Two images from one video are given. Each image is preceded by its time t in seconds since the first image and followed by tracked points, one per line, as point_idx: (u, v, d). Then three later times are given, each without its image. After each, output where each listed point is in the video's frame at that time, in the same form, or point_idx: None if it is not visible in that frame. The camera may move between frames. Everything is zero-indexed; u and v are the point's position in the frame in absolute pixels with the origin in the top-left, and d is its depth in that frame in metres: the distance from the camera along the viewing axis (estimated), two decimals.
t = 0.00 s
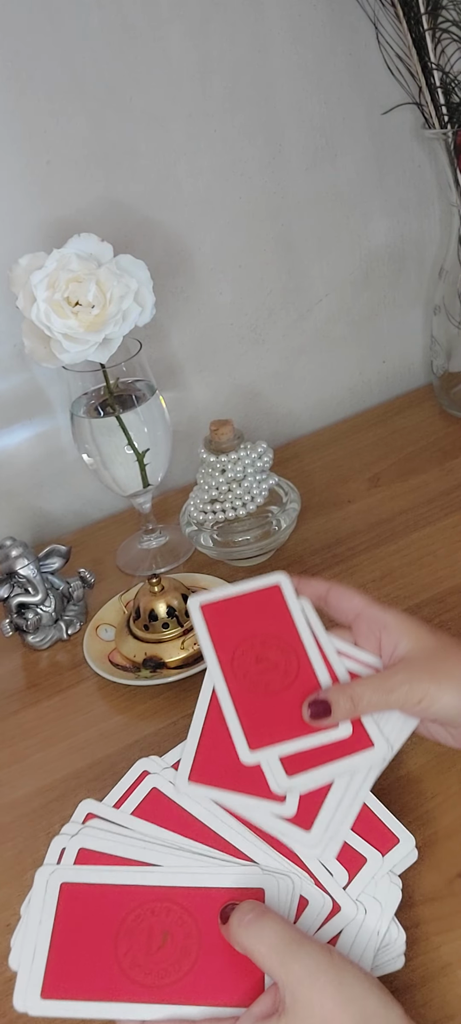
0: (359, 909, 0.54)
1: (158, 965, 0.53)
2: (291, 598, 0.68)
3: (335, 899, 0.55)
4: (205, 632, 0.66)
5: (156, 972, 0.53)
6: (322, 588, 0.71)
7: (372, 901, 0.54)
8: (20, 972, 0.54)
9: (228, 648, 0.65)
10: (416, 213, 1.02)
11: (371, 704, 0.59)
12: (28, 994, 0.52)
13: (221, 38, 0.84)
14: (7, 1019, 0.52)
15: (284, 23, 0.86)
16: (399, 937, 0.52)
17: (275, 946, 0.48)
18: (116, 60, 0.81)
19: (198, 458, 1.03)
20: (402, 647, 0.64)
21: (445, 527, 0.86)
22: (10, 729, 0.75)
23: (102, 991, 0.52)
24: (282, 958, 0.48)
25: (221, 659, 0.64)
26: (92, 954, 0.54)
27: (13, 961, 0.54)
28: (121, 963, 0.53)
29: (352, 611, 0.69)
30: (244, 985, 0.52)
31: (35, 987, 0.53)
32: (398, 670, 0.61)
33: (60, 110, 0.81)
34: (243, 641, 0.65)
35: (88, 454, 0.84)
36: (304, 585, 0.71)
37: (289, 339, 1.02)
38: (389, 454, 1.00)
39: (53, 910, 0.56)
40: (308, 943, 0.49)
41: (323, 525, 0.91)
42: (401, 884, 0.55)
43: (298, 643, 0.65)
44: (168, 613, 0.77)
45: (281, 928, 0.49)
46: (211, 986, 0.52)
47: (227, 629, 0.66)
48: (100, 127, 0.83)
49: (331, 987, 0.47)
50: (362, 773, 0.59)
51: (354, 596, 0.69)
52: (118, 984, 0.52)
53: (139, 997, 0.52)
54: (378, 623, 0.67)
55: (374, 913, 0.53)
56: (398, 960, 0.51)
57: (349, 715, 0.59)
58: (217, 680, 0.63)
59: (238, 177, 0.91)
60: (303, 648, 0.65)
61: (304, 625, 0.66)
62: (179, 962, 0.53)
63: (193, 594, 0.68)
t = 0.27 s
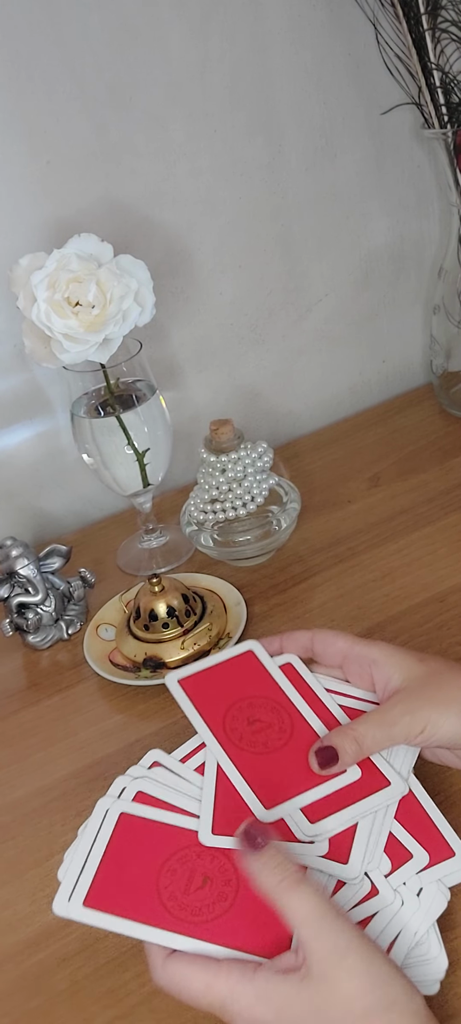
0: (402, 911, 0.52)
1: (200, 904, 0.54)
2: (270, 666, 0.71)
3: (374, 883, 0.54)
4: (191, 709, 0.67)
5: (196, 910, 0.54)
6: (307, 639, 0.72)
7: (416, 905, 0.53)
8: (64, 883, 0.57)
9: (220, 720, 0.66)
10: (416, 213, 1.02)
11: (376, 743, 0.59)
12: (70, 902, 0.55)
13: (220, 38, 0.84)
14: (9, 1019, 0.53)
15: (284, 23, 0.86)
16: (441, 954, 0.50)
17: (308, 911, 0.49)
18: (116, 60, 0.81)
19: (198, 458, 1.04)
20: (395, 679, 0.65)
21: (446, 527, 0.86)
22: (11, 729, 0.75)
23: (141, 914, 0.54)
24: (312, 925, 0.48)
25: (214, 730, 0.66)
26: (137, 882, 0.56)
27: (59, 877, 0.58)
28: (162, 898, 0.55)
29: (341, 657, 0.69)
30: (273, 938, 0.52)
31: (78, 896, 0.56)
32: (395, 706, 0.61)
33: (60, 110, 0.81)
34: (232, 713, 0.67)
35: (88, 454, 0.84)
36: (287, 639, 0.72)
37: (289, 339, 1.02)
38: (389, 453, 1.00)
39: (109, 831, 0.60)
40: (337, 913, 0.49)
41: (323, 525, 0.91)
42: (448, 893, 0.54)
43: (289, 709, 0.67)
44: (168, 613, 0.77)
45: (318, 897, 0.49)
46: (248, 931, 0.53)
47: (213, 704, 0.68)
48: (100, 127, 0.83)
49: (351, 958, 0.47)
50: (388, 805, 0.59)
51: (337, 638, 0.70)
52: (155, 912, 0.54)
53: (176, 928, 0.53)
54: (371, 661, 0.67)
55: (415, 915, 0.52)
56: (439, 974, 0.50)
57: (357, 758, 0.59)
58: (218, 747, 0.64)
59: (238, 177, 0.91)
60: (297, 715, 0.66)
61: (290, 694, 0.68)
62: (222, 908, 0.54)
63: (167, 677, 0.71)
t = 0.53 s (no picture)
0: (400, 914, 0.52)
1: (200, 899, 0.55)
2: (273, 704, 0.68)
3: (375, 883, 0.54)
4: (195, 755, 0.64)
5: (195, 905, 0.54)
6: (296, 673, 0.70)
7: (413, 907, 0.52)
8: (68, 869, 0.58)
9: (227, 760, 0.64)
10: (417, 213, 1.02)
11: (394, 756, 0.59)
12: (74, 886, 0.57)
13: (220, 38, 0.84)
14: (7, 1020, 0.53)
15: (284, 23, 0.86)
16: (436, 960, 0.50)
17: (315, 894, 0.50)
18: (116, 61, 0.81)
19: (198, 459, 1.03)
20: (396, 691, 0.65)
21: (445, 527, 0.86)
22: (10, 729, 0.75)
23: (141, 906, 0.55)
24: (317, 906, 0.49)
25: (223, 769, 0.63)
26: (143, 870, 0.57)
27: (62, 866, 0.59)
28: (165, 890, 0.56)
29: (337, 680, 0.68)
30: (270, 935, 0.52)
31: (81, 881, 0.57)
32: (402, 714, 0.61)
33: (60, 110, 0.81)
34: (240, 750, 0.65)
35: (88, 454, 0.84)
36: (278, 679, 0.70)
37: (290, 339, 1.02)
38: (390, 454, 1.00)
39: (118, 821, 0.61)
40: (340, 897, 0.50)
41: (323, 525, 0.91)
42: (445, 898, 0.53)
43: (299, 742, 0.65)
44: (167, 613, 0.77)
45: (327, 883, 0.51)
46: (246, 929, 0.53)
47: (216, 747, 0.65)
48: (99, 127, 0.83)
49: (345, 942, 0.48)
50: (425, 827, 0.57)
51: (330, 664, 0.68)
52: (156, 904, 0.55)
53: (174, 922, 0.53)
54: (370, 674, 0.67)
55: (409, 916, 0.52)
56: (433, 980, 0.49)
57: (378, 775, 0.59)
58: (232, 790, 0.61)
59: (238, 177, 0.91)
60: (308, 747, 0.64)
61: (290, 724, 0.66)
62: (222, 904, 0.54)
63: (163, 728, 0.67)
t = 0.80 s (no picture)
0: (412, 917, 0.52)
1: (214, 876, 0.55)
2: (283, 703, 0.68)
3: (390, 883, 0.54)
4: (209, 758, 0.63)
5: (209, 882, 0.55)
6: (302, 669, 0.69)
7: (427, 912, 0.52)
8: (84, 845, 0.59)
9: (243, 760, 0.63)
10: (416, 213, 1.02)
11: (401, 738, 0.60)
12: (91, 859, 0.58)
13: (220, 38, 0.84)
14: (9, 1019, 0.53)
15: (284, 23, 0.86)
16: (445, 969, 0.50)
17: (334, 880, 0.51)
18: (116, 61, 0.81)
19: (198, 458, 1.03)
20: (399, 672, 0.65)
21: (445, 526, 0.86)
22: (11, 729, 0.75)
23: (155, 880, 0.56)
24: (331, 892, 0.50)
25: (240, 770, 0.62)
26: (158, 847, 0.58)
27: (78, 842, 0.59)
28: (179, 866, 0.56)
29: (341, 669, 0.69)
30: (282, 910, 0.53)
31: (98, 854, 0.58)
32: (407, 693, 0.62)
33: (60, 110, 0.81)
34: (254, 749, 0.64)
35: (88, 454, 0.84)
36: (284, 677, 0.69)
37: (289, 339, 1.02)
38: (389, 453, 1.00)
39: (135, 797, 0.61)
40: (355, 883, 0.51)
41: (323, 525, 0.91)
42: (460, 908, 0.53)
43: (312, 737, 0.64)
44: (168, 613, 0.77)
45: (346, 873, 0.51)
46: (259, 904, 0.53)
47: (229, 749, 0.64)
48: (99, 127, 0.83)
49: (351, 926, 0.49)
50: (450, 811, 0.57)
51: (333, 655, 0.68)
52: (170, 879, 0.55)
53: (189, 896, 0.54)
54: (372, 658, 0.67)
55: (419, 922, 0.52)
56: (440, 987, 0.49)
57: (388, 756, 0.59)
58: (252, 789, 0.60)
59: (238, 177, 0.91)
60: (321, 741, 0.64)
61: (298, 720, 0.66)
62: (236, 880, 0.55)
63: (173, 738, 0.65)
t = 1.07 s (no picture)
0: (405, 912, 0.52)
1: (198, 902, 0.55)
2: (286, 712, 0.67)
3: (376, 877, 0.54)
4: (203, 771, 0.63)
5: (194, 908, 0.54)
6: (297, 676, 0.69)
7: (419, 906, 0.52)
8: (64, 883, 0.58)
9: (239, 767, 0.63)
10: (417, 213, 1.02)
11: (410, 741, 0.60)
12: (71, 896, 0.57)
13: (220, 38, 0.84)
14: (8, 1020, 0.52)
15: (284, 23, 0.86)
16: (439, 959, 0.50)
17: (315, 900, 0.50)
18: (116, 60, 0.81)
19: (198, 459, 1.03)
20: (401, 678, 0.65)
21: (445, 527, 0.86)
22: (10, 729, 0.75)
23: (136, 909, 0.55)
24: (317, 910, 0.49)
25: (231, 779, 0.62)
26: (139, 878, 0.57)
27: (57, 880, 0.59)
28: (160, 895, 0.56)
29: (339, 677, 0.68)
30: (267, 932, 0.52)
31: (79, 890, 0.57)
32: (410, 695, 0.62)
33: (60, 110, 0.81)
34: (249, 757, 0.64)
35: (88, 454, 0.84)
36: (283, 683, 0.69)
37: (289, 339, 1.02)
38: (389, 454, 1.00)
39: (113, 830, 0.61)
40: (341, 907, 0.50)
41: (323, 525, 0.91)
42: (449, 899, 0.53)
43: (309, 743, 0.64)
44: (167, 613, 0.77)
45: (327, 889, 0.51)
46: (241, 930, 0.53)
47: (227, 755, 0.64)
48: (99, 127, 0.83)
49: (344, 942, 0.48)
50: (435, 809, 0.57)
51: (329, 663, 0.68)
52: (153, 909, 0.55)
53: (168, 923, 0.53)
54: (371, 666, 0.67)
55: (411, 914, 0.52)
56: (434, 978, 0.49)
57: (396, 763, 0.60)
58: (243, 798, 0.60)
59: (238, 177, 0.91)
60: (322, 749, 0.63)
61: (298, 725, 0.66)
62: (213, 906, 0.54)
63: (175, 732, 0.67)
